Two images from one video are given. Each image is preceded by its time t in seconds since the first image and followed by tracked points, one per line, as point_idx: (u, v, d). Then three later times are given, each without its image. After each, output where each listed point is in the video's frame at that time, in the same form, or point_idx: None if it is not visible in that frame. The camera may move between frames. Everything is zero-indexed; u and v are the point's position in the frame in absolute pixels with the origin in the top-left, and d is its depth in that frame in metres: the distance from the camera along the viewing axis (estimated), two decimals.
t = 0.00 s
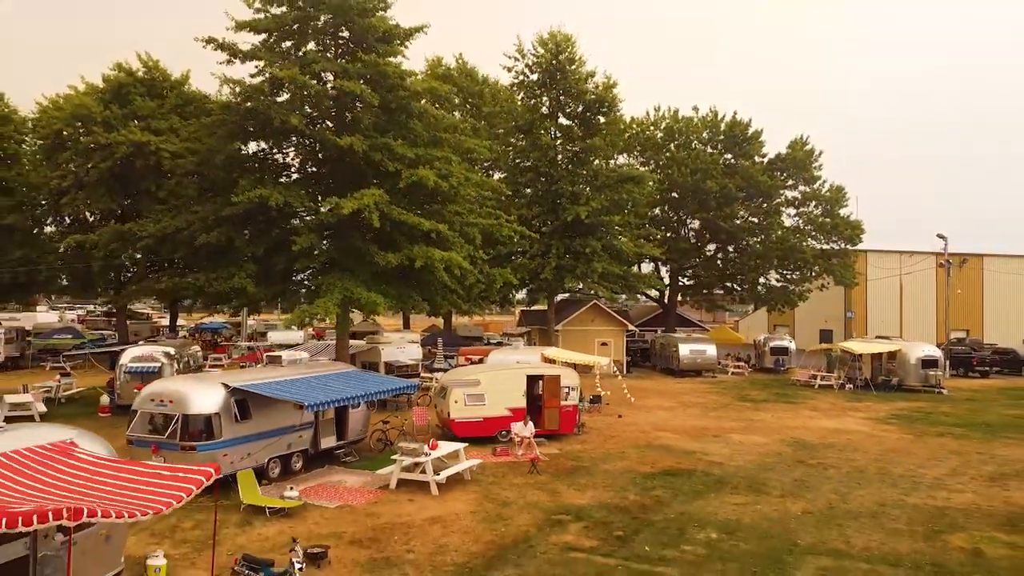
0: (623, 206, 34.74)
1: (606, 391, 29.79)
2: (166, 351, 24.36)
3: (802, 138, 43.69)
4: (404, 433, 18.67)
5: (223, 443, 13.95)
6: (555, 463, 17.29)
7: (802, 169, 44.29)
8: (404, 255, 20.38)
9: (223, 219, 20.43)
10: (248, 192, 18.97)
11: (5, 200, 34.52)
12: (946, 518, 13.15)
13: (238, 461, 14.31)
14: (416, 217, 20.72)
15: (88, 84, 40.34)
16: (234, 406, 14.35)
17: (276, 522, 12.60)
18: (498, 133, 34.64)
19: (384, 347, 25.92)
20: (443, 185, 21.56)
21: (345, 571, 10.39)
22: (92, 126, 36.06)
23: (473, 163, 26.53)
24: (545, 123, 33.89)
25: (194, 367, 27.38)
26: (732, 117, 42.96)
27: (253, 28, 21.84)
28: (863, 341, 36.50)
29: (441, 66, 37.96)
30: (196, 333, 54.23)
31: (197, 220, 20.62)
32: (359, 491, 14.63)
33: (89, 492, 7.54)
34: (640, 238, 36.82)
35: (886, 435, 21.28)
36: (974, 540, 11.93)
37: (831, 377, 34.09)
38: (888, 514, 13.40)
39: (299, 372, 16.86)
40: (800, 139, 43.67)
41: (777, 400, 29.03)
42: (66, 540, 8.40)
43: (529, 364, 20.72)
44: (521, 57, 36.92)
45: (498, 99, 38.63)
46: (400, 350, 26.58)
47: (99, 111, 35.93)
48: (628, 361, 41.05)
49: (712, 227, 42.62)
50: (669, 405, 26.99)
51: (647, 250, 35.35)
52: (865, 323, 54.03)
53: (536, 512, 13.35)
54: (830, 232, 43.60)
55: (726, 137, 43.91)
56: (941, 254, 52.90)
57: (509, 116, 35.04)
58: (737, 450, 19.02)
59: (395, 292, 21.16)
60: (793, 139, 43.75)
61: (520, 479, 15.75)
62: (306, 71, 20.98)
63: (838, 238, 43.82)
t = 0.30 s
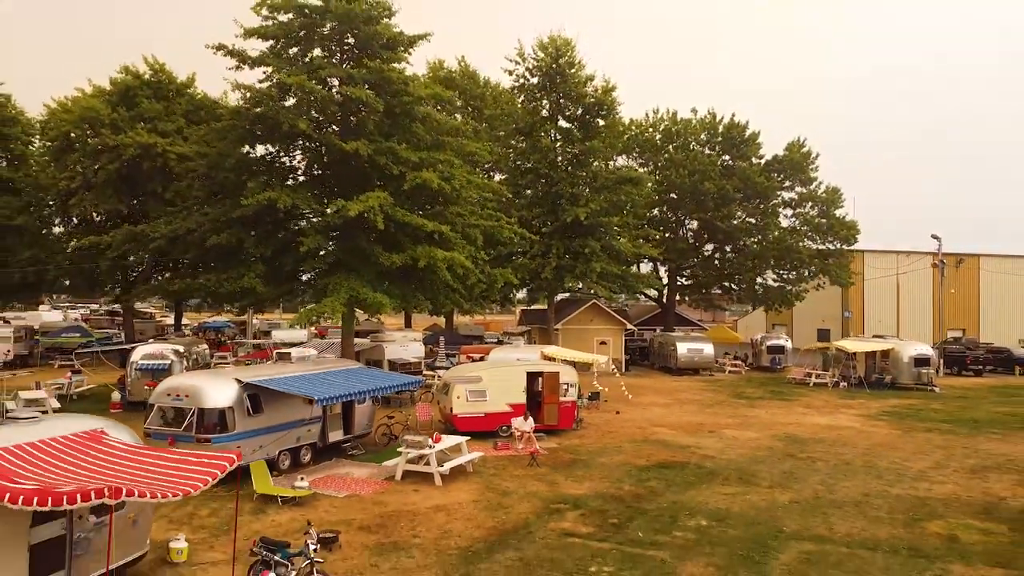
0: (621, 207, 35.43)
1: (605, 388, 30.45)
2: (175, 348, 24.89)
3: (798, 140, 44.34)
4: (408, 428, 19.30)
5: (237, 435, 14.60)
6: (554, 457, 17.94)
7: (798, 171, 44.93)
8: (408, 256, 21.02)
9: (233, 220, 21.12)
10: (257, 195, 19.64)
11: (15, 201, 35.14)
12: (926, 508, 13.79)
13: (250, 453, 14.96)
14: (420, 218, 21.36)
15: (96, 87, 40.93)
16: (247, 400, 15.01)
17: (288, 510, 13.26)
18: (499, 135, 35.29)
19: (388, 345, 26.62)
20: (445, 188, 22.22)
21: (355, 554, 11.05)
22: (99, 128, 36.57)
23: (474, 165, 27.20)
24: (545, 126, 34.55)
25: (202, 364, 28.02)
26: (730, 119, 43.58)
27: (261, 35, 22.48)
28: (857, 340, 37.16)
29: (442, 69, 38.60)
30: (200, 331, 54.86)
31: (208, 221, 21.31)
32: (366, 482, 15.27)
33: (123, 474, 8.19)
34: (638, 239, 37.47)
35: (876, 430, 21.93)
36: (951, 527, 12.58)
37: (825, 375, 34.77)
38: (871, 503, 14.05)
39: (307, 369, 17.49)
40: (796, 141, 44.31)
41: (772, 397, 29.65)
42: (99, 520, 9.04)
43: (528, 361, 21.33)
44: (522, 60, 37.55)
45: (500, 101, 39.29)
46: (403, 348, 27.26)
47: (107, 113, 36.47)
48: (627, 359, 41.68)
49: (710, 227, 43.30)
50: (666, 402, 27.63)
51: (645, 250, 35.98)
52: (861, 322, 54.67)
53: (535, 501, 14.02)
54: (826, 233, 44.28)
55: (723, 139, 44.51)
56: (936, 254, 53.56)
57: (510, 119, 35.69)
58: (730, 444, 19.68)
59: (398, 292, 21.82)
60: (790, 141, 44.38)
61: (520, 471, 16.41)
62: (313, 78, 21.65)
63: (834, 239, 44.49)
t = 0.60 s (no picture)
0: (620, 207, 36.00)
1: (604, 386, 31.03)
2: (183, 347, 25.49)
3: (795, 142, 44.93)
4: (411, 424, 19.90)
5: (249, 430, 15.21)
6: (553, 451, 18.56)
7: (795, 173, 45.50)
8: (412, 256, 21.62)
9: (242, 222, 21.74)
10: (265, 197, 20.24)
11: (24, 202, 35.77)
12: (910, 498, 14.40)
13: (261, 446, 15.57)
14: (423, 219, 21.95)
15: (103, 89, 41.55)
16: (259, 396, 15.61)
17: (298, 500, 13.88)
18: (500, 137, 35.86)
19: (391, 342, 27.09)
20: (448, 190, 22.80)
21: (364, 540, 11.65)
22: (106, 130, 37.15)
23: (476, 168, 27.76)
24: (545, 128, 35.13)
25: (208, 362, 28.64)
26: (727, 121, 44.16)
27: (268, 41, 23.09)
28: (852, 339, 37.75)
29: (444, 72, 39.21)
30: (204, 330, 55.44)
31: (218, 223, 21.96)
32: (372, 474, 15.87)
33: (151, 461, 8.81)
34: (637, 239, 38.02)
35: (867, 427, 22.52)
36: (932, 517, 13.17)
37: (821, 374, 35.34)
38: (858, 494, 14.64)
39: (315, 366, 18.11)
40: (794, 143, 44.90)
41: (768, 395, 30.23)
42: (125, 506, 9.63)
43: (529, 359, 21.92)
44: (523, 64, 38.14)
45: (500, 104, 39.89)
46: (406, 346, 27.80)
47: (114, 116, 37.09)
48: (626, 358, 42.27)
49: (707, 228, 43.89)
50: (663, 400, 28.21)
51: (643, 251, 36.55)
52: (859, 321, 55.22)
53: (534, 492, 14.61)
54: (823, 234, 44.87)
55: (721, 141, 45.08)
56: (933, 255, 54.10)
57: (510, 121, 36.29)
58: (725, 439, 20.28)
59: (402, 291, 22.41)
60: (787, 143, 44.96)
61: (520, 464, 17.03)
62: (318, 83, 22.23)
63: (831, 239, 45.08)
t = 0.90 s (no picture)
0: (619, 209, 36.60)
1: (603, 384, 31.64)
2: (193, 344, 26.16)
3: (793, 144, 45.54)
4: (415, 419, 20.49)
5: (261, 423, 15.81)
6: (553, 446, 19.18)
7: (793, 174, 46.11)
8: (417, 257, 22.24)
9: (251, 223, 22.39)
10: (273, 200, 20.86)
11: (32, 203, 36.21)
12: (896, 490, 15.01)
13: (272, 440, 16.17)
14: (428, 221, 22.55)
15: (110, 92, 42.14)
16: (269, 391, 16.22)
17: (309, 490, 14.51)
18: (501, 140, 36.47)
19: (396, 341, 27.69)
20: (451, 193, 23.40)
21: (373, 527, 12.26)
22: (114, 132, 37.70)
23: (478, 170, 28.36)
24: (546, 131, 35.75)
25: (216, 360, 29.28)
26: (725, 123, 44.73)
27: (275, 48, 23.70)
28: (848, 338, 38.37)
29: (446, 75, 39.80)
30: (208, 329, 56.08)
31: (227, 225, 22.64)
32: (378, 467, 16.48)
33: (177, 450, 9.41)
34: (636, 240, 38.60)
35: (859, 423, 23.14)
36: (915, 506, 13.79)
37: (817, 372, 35.95)
38: (845, 486, 15.25)
39: (323, 363, 18.73)
40: (791, 144, 45.50)
41: (765, 393, 30.83)
42: (150, 493, 10.26)
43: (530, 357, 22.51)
44: (524, 67, 38.73)
45: (501, 106, 40.46)
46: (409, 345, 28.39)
47: (121, 118, 37.66)
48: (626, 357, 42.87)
49: (706, 228, 44.50)
50: (661, 397, 28.82)
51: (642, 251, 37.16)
52: (856, 321, 55.79)
53: (535, 483, 15.24)
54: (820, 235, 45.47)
55: (720, 143, 45.66)
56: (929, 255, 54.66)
57: (511, 124, 36.91)
58: (719, 435, 20.90)
59: (406, 291, 23.02)
60: (785, 144, 45.55)
61: (521, 458, 17.66)
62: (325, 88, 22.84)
63: (828, 240, 45.68)
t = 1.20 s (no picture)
0: (619, 209, 37.13)
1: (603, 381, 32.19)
2: (200, 343, 26.76)
3: (791, 146, 46.07)
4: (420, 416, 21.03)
5: (270, 419, 16.38)
6: (553, 441, 19.74)
7: (791, 175, 46.64)
8: (421, 258, 22.80)
9: (259, 225, 23.02)
10: (280, 202, 21.44)
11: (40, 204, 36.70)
12: (884, 483, 15.57)
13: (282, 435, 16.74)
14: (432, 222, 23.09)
15: (117, 94, 42.74)
16: (279, 387, 16.78)
17: (318, 482, 15.07)
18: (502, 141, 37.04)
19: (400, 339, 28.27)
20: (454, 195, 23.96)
21: (381, 517, 12.81)
22: (121, 135, 38.29)
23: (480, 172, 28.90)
24: (546, 133, 36.32)
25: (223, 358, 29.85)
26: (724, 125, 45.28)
27: (282, 53, 24.28)
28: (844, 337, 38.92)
29: (448, 77, 40.39)
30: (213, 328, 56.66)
31: (236, 226, 23.24)
32: (384, 462, 17.02)
33: (198, 440, 9.98)
34: (635, 240, 39.14)
35: (852, 420, 23.68)
36: (902, 498, 14.34)
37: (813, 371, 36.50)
38: (835, 479, 15.81)
39: (330, 360, 19.28)
40: (789, 146, 46.03)
41: (761, 391, 31.36)
42: (171, 482, 10.84)
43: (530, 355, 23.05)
44: (525, 70, 39.28)
45: (502, 108, 41.02)
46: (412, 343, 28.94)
47: (128, 120, 38.24)
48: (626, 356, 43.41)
49: (704, 229, 45.03)
50: (660, 395, 29.35)
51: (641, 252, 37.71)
52: (855, 321, 56.27)
53: (536, 476, 15.80)
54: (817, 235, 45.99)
55: (718, 144, 46.21)
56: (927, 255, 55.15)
57: (512, 126, 37.48)
58: (715, 431, 21.44)
59: (410, 291, 23.57)
60: (783, 146, 46.07)
61: (523, 453, 18.21)
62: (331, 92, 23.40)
63: (825, 240, 46.21)
